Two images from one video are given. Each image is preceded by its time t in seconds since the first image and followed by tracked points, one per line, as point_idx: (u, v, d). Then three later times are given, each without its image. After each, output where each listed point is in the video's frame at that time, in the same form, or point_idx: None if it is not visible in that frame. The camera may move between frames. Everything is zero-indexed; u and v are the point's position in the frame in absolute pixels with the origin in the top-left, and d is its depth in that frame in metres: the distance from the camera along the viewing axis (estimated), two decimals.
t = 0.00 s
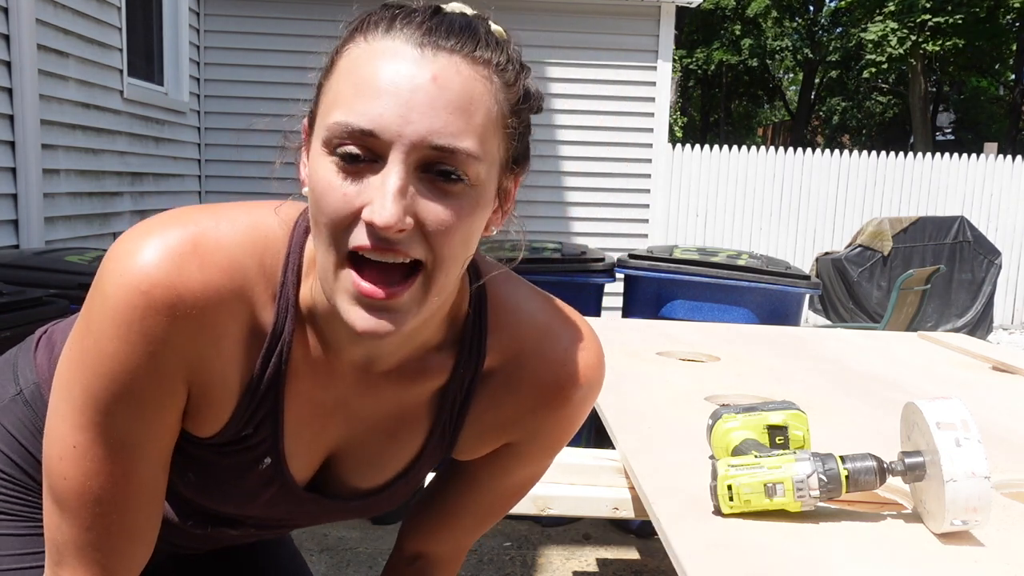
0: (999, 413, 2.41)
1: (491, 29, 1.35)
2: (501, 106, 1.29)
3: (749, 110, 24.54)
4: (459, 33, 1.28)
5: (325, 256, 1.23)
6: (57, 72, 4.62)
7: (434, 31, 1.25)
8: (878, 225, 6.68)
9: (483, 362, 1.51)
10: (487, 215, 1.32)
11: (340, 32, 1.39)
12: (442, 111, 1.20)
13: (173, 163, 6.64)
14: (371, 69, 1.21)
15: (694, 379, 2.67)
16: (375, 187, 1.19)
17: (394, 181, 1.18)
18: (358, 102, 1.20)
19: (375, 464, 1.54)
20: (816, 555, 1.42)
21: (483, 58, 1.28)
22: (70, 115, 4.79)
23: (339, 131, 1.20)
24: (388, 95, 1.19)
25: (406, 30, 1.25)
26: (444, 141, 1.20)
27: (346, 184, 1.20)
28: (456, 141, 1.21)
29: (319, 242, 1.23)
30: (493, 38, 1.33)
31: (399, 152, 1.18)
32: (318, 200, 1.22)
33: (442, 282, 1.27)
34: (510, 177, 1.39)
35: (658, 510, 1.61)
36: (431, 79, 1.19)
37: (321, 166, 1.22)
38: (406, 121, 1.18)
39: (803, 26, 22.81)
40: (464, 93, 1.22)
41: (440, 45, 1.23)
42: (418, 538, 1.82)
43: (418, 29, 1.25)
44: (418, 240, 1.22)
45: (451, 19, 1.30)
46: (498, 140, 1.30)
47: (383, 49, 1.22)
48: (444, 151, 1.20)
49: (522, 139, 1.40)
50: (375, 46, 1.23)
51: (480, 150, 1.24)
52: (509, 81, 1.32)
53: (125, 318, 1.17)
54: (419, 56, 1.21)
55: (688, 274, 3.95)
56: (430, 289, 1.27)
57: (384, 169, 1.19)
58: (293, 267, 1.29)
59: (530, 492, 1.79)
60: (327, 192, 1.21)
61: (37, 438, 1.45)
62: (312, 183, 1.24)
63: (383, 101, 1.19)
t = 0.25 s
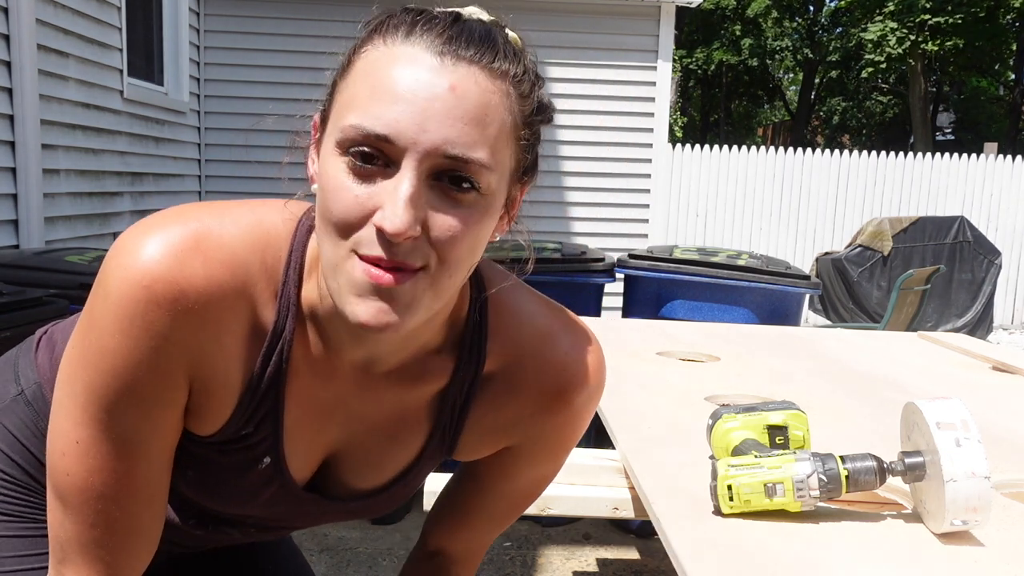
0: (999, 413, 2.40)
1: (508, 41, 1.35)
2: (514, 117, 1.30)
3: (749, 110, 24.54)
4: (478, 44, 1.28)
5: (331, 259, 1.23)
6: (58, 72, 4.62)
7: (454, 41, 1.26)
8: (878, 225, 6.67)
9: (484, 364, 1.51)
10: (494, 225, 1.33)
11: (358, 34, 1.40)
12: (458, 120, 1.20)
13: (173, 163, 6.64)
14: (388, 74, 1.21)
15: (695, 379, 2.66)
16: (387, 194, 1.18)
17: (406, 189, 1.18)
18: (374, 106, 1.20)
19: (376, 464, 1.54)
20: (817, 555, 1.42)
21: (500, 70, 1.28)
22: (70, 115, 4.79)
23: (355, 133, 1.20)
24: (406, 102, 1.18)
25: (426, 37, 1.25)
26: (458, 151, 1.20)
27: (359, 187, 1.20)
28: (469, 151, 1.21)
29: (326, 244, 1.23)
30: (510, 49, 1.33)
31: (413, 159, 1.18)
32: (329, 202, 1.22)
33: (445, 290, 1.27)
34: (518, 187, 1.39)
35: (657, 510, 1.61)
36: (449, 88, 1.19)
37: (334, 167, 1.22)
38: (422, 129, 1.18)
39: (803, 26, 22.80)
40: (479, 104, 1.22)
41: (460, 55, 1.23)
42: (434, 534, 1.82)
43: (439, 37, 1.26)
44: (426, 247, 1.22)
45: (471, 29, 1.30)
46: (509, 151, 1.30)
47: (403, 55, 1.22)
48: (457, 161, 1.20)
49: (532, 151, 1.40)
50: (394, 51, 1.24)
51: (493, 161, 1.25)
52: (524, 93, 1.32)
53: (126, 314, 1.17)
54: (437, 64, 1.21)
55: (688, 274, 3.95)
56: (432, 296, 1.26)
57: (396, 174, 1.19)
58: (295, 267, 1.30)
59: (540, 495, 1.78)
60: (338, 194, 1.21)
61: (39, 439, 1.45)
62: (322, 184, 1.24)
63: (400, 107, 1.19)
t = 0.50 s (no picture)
0: (999, 413, 2.40)
1: (529, 52, 1.33)
2: (534, 130, 1.28)
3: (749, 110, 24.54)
4: (499, 58, 1.26)
5: (350, 275, 1.23)
6: (58, 72, 4.62)
7: (476, 56, 1.24)
8: (878, 225, 6.67)
9: (494, 366, 1.51)
10: (514, 237, 1.32)
11: (376, 41, 1.38)
12: (480, 139, 1.18)
13: (173, 163, 6.64)
14: (409, 92, 1.19)
15: (695, 379, 2.66)
16: (409, 213, 1.18)
17: (429, 209, 1.17)
18: (396, 124, 1.18)
19: (385, 466, 1.54)
20: (817, 555, 1.42)
21: (522, 85, 1.26)
22: (70, 115, 4.80)
23: (376, 151, 1.19)
24: (428, 121, 1.17)
25: (447, 52, 1.24)
26: (482, 169, 1.19)
27: (379, 206, 1.19)
28: (492, 169, 1.19)
29: (345, 258, 1.23)
30: (531, 60, 1.32)
31: (434, 180, 1.17)
32: (348, 219, 1.22)
33: (464, 304, 1.27)
34: (537, 197, 1.39)
35: (657, 510, 1.61)
36: (471, 106, 1.18)
37: (355, 184, 1.21)
38: (446, 148, 1.17)
39: (803, 26, 22.80)
40: (501, 122, 1.21)
41: (482, 72, 1.22)
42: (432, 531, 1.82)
43: (461, 52, 1.24)
44: (447, 264, 1.22)
45: (492, 42, 1.28)
46: (530, 164, 1.29)
47: (424, 72, 1.21)
48: (480, 179, 1.19)
49: (550, 163, 1.39)
50: (415, 67, 1.22)
51: (514, 178, 1.23)
52: (545, 106, 1.31)
53: (142, 323, 1.15)
54: (459, 81, 1.19)
55: (688, 274, 3.95)
56: (451, 308, 1.26)
57: (419, 194, 1.18)
58: (310, 274, 1.30)
59: (539, 491, 1.79)
60: (359, 210, 1.20)
61: (36, 441, 1.44)
62: (342, 198, 1.23)
63: (422, 127, 1.17)
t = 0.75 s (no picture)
0: (998, 413, 2.41)
1: (544, 52, 1.32)
2: (546, 130, 1.27)
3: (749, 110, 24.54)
4: (513, 59, 1.25)
5: (361, 271, 1.23)
6: (58, 72, 4.62)
7: (489, 57, 1.22)
8: (878, 225, 6.67)
9: (501, 358, 1.52)
10: (525, 234, 1.31)
11: (394, 37, 1.37)
12: (491, 141, 1.17)
13: (173, 163, 6.64)
14: (421, 92, 1.18)
15: (695, 379, 2.66)
16: (417, 210, 1.18)
17: (436, 210, 1.17)
18: (407, 123, 1.18)
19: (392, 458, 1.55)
20: (817, 555, 1.42)
21: (535, 86, 1.25)
22: (70, 115, 4.79)
23: (388, 149, 1.18)
24: (437, 122, 1.16)
25: (461, 53, 1.22)
26: (492, 168, 1.18)
27: (389, 204, 1.19)
28: (502, 169, 1.18)
29: (356, 249, 1.23)
30: (545, 59, 1.31)
31: (443, 180, 1.17)
32: (360, 216, 1.22)
33: (474, 301, 1.27)
34: (550, 197, 1.37)
35: (657, 510, 1.61)
36: (480, 108, 1.16)
37: (367, 183, 1.21)
38: (456, 147, 1.15)
39: (803, 26, 22.79)
40: (511, 124, 1.19)
41: (493, 74, 1.20)
42: (429, 525, 1.82)
43: (474, 53, 1.22)
44: (455, 261, 1.22)
45: (505, 43, 1.27)
46: (541, 164, 1.27)
47: (434, 73, 1.20)
48: (490, 179, 1.18)
49: (563, 164, 1.37)
50: (427, 68, 1.21)
51: (524, 180, 1.22)
52: (557, 108, 1.29)
53: (157, 320, 1.14)
54: (469, 83, 1.18)
55: (688, 274, 3.95)
56: (463, 303, 1.26)
57: (427, 195, 1.18)
58: (320, 268, 1.30)
59: (536, 484, 1.79)
60: (369, 206, 1.21)
61: (26, 445, 1.44)
62: (354, 194, 1.23)
63: (432, 127, 1.16)
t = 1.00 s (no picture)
0: (998, 413, 2.41)
1: (555, 58, 1.25)
2: (549, 145, 1.21)
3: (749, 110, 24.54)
4: (521, 72, 1.18)
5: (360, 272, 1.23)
6: (58, 72, 4.62)
7: (497, 71, 1.17)
8: (878, 225, 6.67)
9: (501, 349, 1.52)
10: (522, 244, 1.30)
11: (406, 32, 1.31)
12: (492, 166, 1.14)
13: (173, 163, 6.64)
14: (422, 109, 1.14)
15: (695, 379, 2.67)
16: (415, 229, 1.17)
17: (431, 231, 1.16)
18: (408, 141, 1.14)
19: (392, 452, 1.54)
20: (817, 555, 1.42)
21: (544, 104, 1.19)
22: (70, 115, 4.80)
23: (389, 166, 1.15)
24: (437, 144, 1.13)
25: (467, 66, 1.17)
26: (494, 194, 1.15)
27: (388, 220, 1.17)
28: (503, 197, 1.15)
29: (355, 252, 1.23)
30: (556, 65, 1.24)
31: (442, 201, 1.15)
32: (358, 227, 1.20)
33: (469, 305, 1.28)
34: (551, 204, 1.32)
35: (657, 510, 1.61)
36: (482, 135, 1.12)
37: (367, 196, 1.18)
38: (455, 172, 1.13)
39: (803, 26, 22.79)
40: (512, 149, 1.15)
41: (497, 94, 1.14)
42: (427, 523, 1.82)
43: (481, 66, 1.17)
44: (451, 274, 1.21)
45: (515, 54, 1.20)
46: (542, 180, 1.23)
47: (437, 89, 1.15)
48: (490, 203, 1.15)
49: (567, 174, 1.32)
50: (430, 85, 1.16)
51: (522, 202, 1.18)
52: (563, 124, 1.24)
53: (164, 312, 1.14)
54: (475, 104, 1.13)
55: (688, 274, 3.95)
56: (456, 310, 1.27)
57: (425, 216, 1.16)
58: (323, 262, 1.30)
59: (534, 477, 1.79)
60: (366, 218, 1.18)
61: (23, 449, 1.44)
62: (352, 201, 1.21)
63: (432, 150, 1.13)
